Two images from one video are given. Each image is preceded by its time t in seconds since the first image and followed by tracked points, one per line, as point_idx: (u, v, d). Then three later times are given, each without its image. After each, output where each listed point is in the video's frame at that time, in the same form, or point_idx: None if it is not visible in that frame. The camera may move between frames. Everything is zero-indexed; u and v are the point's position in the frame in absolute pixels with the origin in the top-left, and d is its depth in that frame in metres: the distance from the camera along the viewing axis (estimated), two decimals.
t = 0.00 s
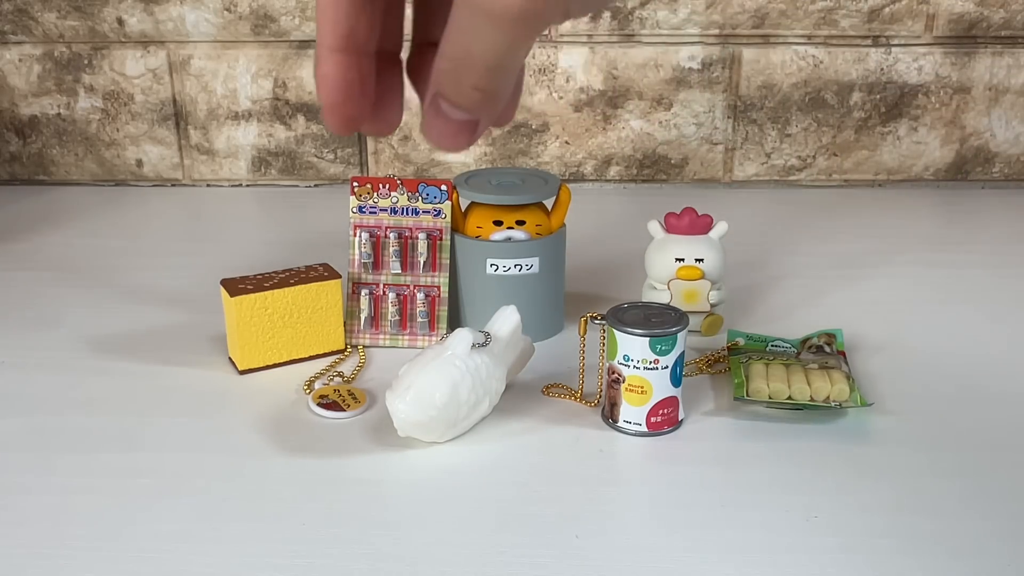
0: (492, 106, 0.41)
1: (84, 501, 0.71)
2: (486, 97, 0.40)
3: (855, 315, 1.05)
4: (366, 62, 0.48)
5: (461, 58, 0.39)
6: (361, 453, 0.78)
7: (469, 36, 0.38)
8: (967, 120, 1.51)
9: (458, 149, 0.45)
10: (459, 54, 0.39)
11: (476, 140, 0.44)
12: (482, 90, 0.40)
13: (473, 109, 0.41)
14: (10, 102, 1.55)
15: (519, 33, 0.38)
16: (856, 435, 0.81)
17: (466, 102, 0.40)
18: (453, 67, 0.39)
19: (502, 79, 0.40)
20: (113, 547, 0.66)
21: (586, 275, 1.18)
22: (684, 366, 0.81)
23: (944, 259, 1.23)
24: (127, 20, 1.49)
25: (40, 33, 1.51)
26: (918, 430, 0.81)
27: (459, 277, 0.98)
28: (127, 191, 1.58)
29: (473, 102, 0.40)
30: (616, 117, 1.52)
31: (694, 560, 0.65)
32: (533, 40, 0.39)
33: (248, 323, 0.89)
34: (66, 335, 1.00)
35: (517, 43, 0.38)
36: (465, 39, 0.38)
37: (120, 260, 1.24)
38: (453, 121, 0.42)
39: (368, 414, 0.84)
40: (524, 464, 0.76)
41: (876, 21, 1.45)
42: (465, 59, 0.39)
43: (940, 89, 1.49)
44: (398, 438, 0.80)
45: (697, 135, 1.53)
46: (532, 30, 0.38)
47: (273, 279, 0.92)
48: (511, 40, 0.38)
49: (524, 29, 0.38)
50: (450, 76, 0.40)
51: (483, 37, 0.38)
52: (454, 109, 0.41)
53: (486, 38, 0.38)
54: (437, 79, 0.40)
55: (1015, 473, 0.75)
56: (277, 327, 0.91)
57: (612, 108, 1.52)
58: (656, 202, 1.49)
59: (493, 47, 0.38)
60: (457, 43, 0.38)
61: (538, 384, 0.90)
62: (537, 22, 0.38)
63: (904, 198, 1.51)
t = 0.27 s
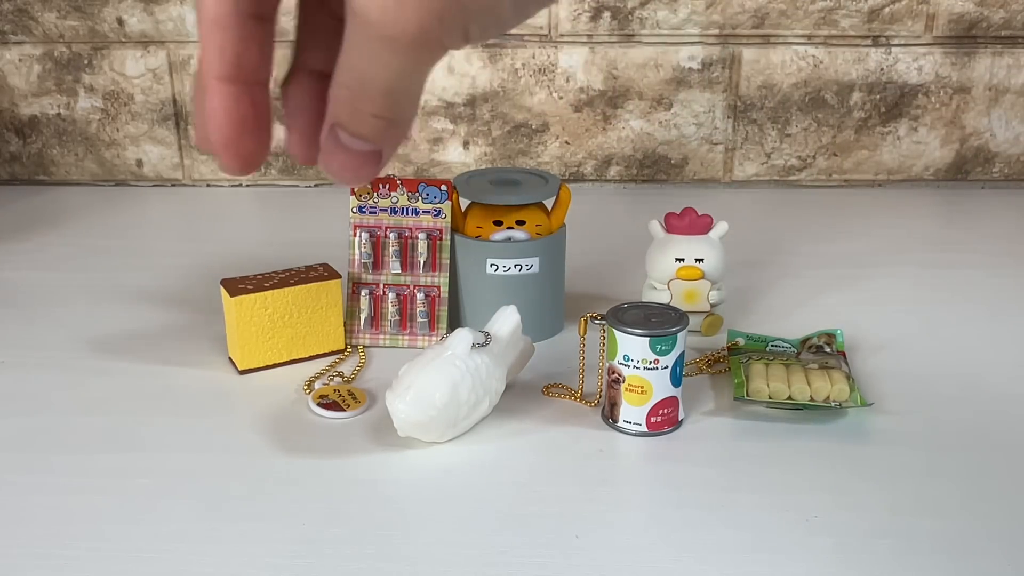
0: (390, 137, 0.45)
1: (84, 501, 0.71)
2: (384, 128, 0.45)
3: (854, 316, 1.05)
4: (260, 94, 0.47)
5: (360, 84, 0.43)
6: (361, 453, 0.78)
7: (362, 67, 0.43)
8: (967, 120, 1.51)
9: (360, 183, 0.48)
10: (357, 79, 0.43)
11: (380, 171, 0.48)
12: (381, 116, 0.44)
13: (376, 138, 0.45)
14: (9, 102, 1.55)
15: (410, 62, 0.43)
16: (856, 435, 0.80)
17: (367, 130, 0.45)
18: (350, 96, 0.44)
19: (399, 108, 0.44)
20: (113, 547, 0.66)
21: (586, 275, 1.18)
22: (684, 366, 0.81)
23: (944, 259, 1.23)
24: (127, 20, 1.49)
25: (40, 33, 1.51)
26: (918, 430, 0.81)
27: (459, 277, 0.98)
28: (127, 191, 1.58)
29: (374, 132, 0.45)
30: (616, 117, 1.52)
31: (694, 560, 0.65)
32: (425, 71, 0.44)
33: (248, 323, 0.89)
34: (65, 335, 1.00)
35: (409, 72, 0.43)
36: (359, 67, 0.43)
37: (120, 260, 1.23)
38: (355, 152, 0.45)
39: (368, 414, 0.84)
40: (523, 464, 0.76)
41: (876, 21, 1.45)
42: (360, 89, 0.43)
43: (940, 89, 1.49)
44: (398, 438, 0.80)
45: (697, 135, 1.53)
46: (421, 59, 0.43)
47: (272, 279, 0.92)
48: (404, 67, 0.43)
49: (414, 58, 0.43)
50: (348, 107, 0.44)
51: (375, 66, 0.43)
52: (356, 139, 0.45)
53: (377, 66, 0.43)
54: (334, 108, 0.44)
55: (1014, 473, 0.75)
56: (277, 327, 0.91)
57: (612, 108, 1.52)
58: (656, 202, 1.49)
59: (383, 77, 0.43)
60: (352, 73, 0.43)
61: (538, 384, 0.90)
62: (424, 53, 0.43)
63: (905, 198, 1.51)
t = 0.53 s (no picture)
0: (450, 186, 0.50)
1: (84, 500, 0.71)
2: (444, 177, 0.49)
3: (855, 315, 1.05)
4: (291, 138, 0.59)
5: (423, 129, 0.47)
6: (361, 452, 0.78)
7: (423, 115, 0.47)
8: (968, 120, 1.51)
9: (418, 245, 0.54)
10: (420, 126, 0.47)
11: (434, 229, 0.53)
12: (443, 164, 0.48)
13: (434, 190, 0.50)
14: (9, 102, 1.55)
15: (473, 107, 0.47)
16: (856, 435, 0.80)
17: (424, 179, 0.49)
18: (410, 146, 0.48)
19: (462, 155, 0.49)
20: (113, 546, 0.66)
21: (586, 275, 1.18)
22: (684, 366, 0.81)
23: (944, 259, 1.23)
24: (127, 19, 1.49)
25: (40, 33, 1.51)
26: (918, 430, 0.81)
27: (459, 277, 0.98)
28: (127, 191, 1.58)
29: (430, 182, 0.49)
30: (616, 117, 1.52)
31: (694, 560, 0.65)
32: (491, 117, 0.48)
33: (248, 323, 0.89)
34: (65, 335, 1.00)
35: (472, 116, 0.47)
36: (422, 114, 0.47)
37: (119, 260, 1.23)
38: (410, 204, 0.51)
39: (368, 414, 0.84)
40: (523, 464, 0.76)
41: (876, 21, 1.45)
42: (421, 136, 0.48)
43: (940, 89, 1.49)
44: (398, 438, 0.80)
45: (697, 135, 1.53)
46: (488, 101, 0.47)
47: (272, 279, 0.92)
48: (468, 110, 0.47)
49: (483, 100, 0.47)
50: (407, 157, 0.48)
51: (435, 110, 0.47)
52: (410, 191, 0.50)
53: (440, 112, 0.47)
54: (393, 162, 0.49)
55: (1015, 472, 0.75)
56: (277, 327, 0.91)
57: (612, 108, 1.52)
58: (656, 202, 1.49)
59: (446, 122, 0.47)
60: (413, 120, 0.47)
61: (538, 384, 0.90)
62: (492, 96, 0.47)
63: (905, 198, 1.51)
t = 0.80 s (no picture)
0: (599, 172, 0.46)
1: (84, 500, 0.71)
2: (594, 163, 0.45)
3: (855, 315, 1.05)
4: (419, 136, 0.54)
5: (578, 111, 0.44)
6: (361, 452, 0.78)
7: (580, 93, 0.43)
8: (967, 120, 1.51)
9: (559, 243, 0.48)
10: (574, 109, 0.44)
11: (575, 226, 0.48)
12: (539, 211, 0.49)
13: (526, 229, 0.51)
14: (10, 102, 1.55)
15: (634, 79, 0.42)
16: (856, 435, 0.80)
17: (571, 168, 0.45)
18: (559, 129, 0.45)
19: (615, 136, 0.45)
20: (113, 546, 0.66)
21: (586, 275, 1.18)
22: (684, 366, 0.81)
23: (944, 259, 1.23)
24: (127, 20, 1.49)
25: (40, 33, 1.51)
26: (918, 430, 0.81)
27: (459, 277, 0.98)
28: (127, 191, 1.58)
29: (579, 170, 0.45)
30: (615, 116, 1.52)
31: (694, 560, 0.65)
32: (655, 92, 0.44)
33: (248, 323, 0.89)
34: (66, 335, 1.00)
35: (634, 93, 0.43)
36: (578, 92, 0.43)
37: (119, 260, 1.24)
38: (553, 194, 0.46)
39: (368, 414, 0.84)
40: (523, 464, 0.76)
41: (876, 21, 1.45)
42: (575, 116, 0.44)
43: (940, 89, 1.49)
44: (398, 438, 0.80)
45: (697, 135, 1.53)
46: (656, 74, 0.42)
47: (272, 279, 0.92)
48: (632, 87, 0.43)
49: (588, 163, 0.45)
50: (555, 142, 0.45)
51: (596, 87, 0.43)
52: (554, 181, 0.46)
53: (599, 88, 0.43)
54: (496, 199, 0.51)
55: (1015, 473, 0.75)
56: (277, 327, 0.91)
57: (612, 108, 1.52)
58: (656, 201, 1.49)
59: (604, 99, 0.43)
60: (567, 99, 0.44)
61: (538, 384, 0.90)
62: (656, 66, 0.42)
63: (905, 198, 1.51)
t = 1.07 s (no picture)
0: (600, 216, 0.45)
1: (84, 500, 0.71)
2: (597, 209, 0.44)
3: (855, 315, 1.05)
4: (418, 178, 0.55)
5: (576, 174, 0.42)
6: (361, 452, 0.78)
7: (578, 157, 0.41)
8: (967, 119, 1.51)
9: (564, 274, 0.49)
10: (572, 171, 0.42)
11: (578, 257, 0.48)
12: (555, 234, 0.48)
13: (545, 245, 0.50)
14: (10, 102, 1.55)
15: (633, 146, 0.40)
16: (856, 435, 0.80)
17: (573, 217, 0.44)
18: (560, 183, 0.43)
19: (616, 184, 0.43)
20: (113, 546, 0.66)
21: (586, 275, 1.18)
22: (684, 366, 0.81)
23: (944, 259, 1.23)
24: (127, 20, 1.49)
25: (40, 33, 1.51)
26: (918, 430, 0.81)
27: (459, 277, 0.98)
28: (127, 191, 1.58)
29: (581, 217, 0.44)
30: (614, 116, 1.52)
31: (694, 560, 0.65)
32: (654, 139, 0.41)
33: (248, 323, 0.89)
34: (65, 335, 1.00)
35: (634, 155, 0.41)
36: (575, 158, 0.42)
37: (119, 260, 1.23)
38: (555, 235, 0.46)
39: (368, 414, 0.84)
40: (523, 464, 0.76)
41: (876, 21, 1.45)
42: (574, 176, 0.42)
43: (940, 89, 1.49)
44: (398, 438, 0.80)
45: (696, 135, 1.53)
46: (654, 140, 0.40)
47: (272, 279, 0.92)
48: (634, 151, 0.41)
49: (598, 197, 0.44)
50: (556, 193, 0.44)
51: (594, 151, 0.41)
52: (554, 225, 0.45)
53: (597, 156, 0.41)
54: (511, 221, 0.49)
55: (1014, 473, 0.75)
56: (277, 327, 0.91)
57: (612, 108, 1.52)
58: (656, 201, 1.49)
59: (603, 163, 0.41)
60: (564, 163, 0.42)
61: (538, 384, 0.90)
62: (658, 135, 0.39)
63: (904, 198, 1.51)
